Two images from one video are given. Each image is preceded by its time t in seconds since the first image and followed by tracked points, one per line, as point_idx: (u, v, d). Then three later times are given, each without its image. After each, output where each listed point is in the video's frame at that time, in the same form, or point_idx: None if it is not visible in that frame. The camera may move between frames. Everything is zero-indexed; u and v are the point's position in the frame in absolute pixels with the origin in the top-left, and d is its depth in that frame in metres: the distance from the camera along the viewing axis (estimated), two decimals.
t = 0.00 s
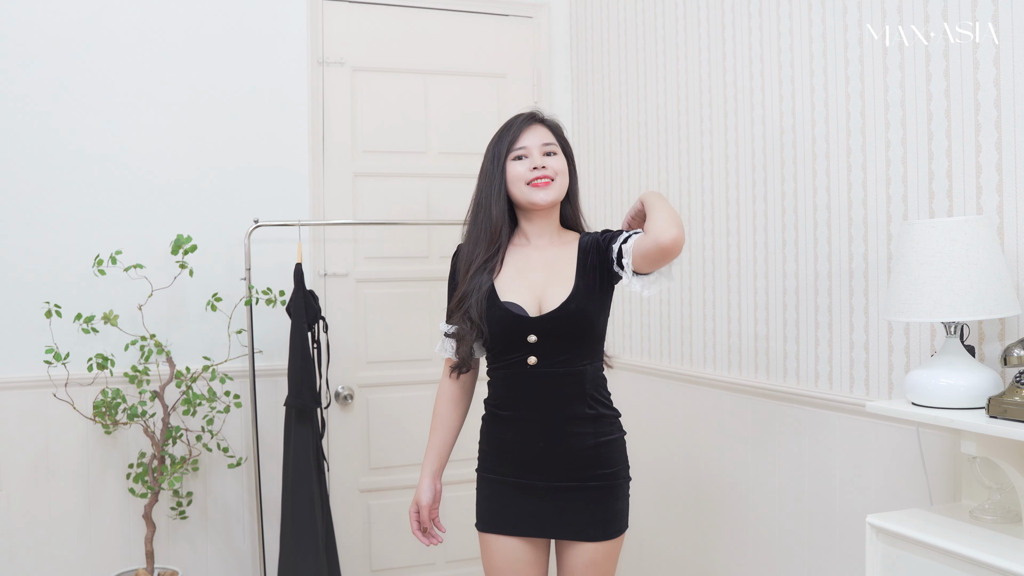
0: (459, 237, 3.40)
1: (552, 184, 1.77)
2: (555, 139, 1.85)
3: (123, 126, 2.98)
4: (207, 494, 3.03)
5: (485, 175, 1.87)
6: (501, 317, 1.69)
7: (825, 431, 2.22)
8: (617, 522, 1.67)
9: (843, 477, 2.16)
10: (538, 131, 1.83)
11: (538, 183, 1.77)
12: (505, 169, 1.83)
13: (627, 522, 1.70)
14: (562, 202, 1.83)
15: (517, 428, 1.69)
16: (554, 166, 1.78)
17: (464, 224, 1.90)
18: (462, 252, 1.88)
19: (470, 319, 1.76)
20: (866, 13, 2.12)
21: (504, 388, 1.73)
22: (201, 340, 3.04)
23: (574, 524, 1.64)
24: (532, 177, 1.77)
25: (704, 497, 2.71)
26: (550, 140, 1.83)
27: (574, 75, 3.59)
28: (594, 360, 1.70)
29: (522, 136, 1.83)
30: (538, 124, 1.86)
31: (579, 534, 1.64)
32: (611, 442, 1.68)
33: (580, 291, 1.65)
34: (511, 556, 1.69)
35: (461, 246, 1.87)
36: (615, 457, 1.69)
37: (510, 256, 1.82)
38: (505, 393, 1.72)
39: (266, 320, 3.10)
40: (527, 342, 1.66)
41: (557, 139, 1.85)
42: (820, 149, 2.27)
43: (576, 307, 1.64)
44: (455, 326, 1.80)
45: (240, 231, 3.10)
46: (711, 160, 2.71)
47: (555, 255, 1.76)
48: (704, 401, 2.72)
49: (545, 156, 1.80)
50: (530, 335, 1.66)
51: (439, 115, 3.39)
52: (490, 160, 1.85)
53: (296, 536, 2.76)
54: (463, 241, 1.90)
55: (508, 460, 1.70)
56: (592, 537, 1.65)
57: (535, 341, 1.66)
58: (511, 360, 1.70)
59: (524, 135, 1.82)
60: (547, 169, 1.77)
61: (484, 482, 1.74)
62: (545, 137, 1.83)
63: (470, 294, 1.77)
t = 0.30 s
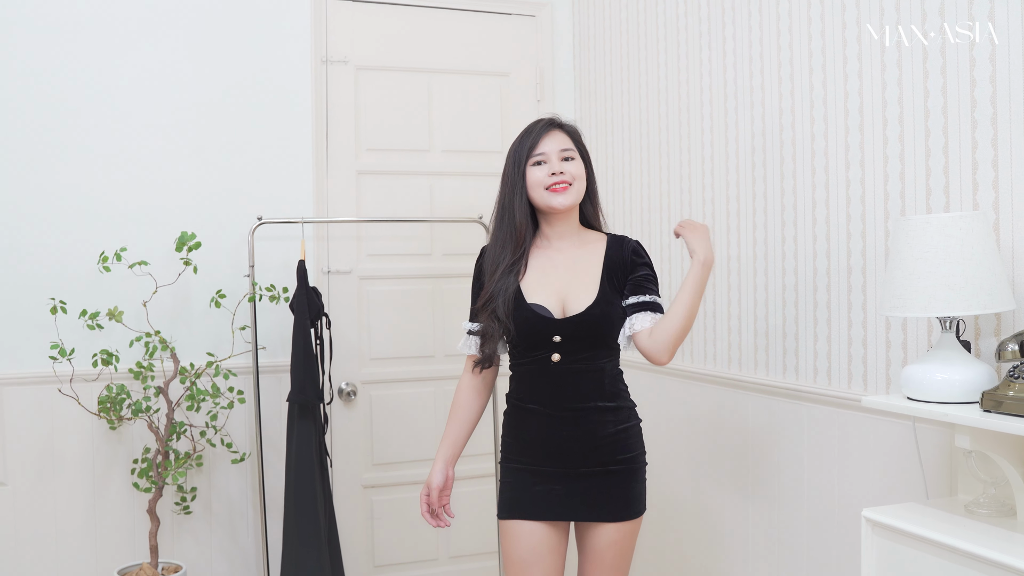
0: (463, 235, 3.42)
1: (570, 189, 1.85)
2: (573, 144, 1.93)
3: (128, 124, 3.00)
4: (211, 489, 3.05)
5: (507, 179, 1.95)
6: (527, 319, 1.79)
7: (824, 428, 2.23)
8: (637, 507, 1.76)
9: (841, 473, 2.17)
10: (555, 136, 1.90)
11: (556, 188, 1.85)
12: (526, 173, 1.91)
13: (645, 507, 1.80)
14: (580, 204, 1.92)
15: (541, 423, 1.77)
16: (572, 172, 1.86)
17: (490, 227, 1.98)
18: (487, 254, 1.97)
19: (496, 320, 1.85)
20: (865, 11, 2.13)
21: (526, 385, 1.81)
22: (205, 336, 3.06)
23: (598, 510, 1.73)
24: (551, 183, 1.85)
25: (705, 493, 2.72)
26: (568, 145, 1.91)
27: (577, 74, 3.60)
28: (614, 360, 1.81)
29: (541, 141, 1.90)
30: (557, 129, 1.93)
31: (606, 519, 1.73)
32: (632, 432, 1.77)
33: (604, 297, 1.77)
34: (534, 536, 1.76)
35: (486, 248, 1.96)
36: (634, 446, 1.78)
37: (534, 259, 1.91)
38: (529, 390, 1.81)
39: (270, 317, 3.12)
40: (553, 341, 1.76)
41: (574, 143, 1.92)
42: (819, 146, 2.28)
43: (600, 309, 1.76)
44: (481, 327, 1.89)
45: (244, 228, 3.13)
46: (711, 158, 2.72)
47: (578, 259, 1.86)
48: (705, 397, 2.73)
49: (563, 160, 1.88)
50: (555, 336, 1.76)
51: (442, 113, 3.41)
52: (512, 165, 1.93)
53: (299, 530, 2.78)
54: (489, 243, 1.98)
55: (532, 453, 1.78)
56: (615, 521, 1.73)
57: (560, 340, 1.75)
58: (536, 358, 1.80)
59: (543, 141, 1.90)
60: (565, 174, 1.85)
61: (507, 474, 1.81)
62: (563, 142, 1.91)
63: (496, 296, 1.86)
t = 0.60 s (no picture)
0: (459, 229, 3.43)
1: (579, 181, 2.01)
2: (580, 137, 2.07)
3: (125, 118, 3.01)
4: (208, 481, 3.07)
5: (519, 172, 2.10)
6: (539, 305, 1.94)
7: (816, 418, 2.24)
8: (640, 479, 1.92)
9: (833, 462, 2.17)
10: (564, 130, 2.05)
11: (564, 182, 2.00)
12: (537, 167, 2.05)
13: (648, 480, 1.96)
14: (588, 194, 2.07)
15: (550, 402, 1.92)
16: (580, 165, 2.01)
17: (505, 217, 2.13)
18: (500, 243, 2.12)
19: (511, 305, 2.00)
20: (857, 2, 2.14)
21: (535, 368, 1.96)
22: (202, 328, 3.08)
23: (605, 482, 1.89)
24: (559, 176, 2.00)
25: (699, 484, 2.73)
26: (575, 140, 2.05)
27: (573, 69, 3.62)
28: (620, 345, 1.97)
29: (550, 135, 2.05)
30: (565, 123, 2.08)
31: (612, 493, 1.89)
32: (634, 410, 1.93)
33: (611, 284, 1.93)
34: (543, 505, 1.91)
35: (499, 238, 2.11)
36: (637, 425, 1.94)
37: (546, 247, 2.06)
38: (539, 372, 1.96)
39: (267, 310, 3.13)
40: (561, 325, 1.91)
41: (581, 135, 2.07)
42: (812, 138, 2.29)
43: (606, 296, 1.92)
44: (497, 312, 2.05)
45: (241, 221, 3.14)
46: (705, 151, 2.74)
47: (588, 247, 2.01)
48: (699, 389, 2.74)
49: (571, 154, 2.03)
50: (564, 320, 1.91)
51: (438, 108, 3.42)
52: (523, 159, 2.07)
53: (294, 521, 2.79)
54: (502, 232, 2.13)
55: (542, 431, 1.93)
56: (621, 492, 1.89)
57: (569, 325, 1.91)
58: (546, 342, 1.95)
59: (551, 135, 2.04)
60: (572, 167, 2.00)
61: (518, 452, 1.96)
62: (570, 137, 2.05)
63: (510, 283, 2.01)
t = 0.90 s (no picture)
0: (454, 222, 3.45)
1: (577, 171, 2.18)
2: (582, 131, 2.23)
3: (122, 111, 3.03)
4: (204, 471, 3.09)
5: (523, 165, 2.28)
6: (538, 286, 2.10)
7: (807, 407, 2.26)
8: (634, 462, 2.07)
9: (823, 451, 2.19)
10: (564, 124, 2.22)
11: (563, 172, 2.17)
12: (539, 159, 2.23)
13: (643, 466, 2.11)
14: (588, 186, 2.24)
15: (550, 380, 2.08)
16: (579, 156, 2.18)
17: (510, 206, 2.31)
18: (505, 231, 2.29)
19: (511, 288, 2.17)
20: None
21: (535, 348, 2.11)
22: (199, 320, 3.10)
23: (601, 462, 2.03)
24: (559, 167, 2.18)
25: (692, 474, 2.75)
26: (576, 133, 2.22)
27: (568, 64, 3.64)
28: (616, 330, 2.12)
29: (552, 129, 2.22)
30: (566, 118, 2.25)
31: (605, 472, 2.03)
32: (630, 395, 2.09)
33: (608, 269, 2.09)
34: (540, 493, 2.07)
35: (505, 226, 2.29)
36: (631, 408, 2.08)
37: (547, 235, 2.24)
38: (539, 351, 2.11)
39: (263, 302, 3.15)
40: (561, 307, 2.07)
41: (581, 129, 2.24)
42: (802, 130, 2.31)
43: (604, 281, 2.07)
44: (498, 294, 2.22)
45: (237, 214, 3.16)
46: (698, 143, 2.76)
47: (587, 235, 2.18)
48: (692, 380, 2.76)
49: (571, 146, 2.20)
50: (563, 302, 2.07)
51: (434, 102, 3.44)
52: (528, 153, 2.26)
53: (290, 513, 2.81)
54: (508, 221, 2.31)
55: (542, 409, 2.08)
56: (616, 474, 2.04)
57: (568, 307, 2.06)
58: (546, 323, 2.10)
59: (553, 129, 2.21)
60: (571, 159, 2.17)
61: (521, 432, 2.11)
62: (571, 130, 2.22)
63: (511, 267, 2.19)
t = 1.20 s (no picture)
0: (449, 217, 3.47)
1: (574, 170, 2.38)
2: (579, 130, 2.42)
3: (118, 106, 3.05)
4: (200, 464, 3.11)
5: (524, 160, 2.46)
6: (531, 275, 2.31)
7: (796, 397, 2.28)
8: (621, 443, 2.25)
9: (812, 440, 2.21)
10: (565, 124, 2.41)
11: (562, 170, 2.37)
12: (539, 156, 2.42)
13: (632, 448, 2.29)
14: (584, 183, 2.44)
15: (540, 364, 2.29)
16: (576, 157, 2.38)
17: (510, 197, 2.50)
18: (505, 222, 2.49)
19: (507, 275, 2.38)
20: None
21: (528, 334, 2.32)
22: (194, 313, 3.12)
23: (586, 441, 2.23)
24: (558, 165, 2.37)
25: (684, 466, 2.78)
26: (574, 133, 2.40)
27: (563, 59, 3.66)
28: (605, 318, 2.31)
29: (552, 129, 2.41)
30: (566, 118, 2.43)
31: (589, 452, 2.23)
32: (617, 379, 2.28)
33: (596, 261, 2.28)
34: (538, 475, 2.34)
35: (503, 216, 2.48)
36: (617, 392, 2.27)
37: (543, 228, 2.44)
38: (530, 337, 2.32)
39: (258, 295, 3.17)
40: (549, 296, 2.27)
41: (580, 130, 2.42)
42: (792, 122, 2.33)
43: (592, 272, 2.26)
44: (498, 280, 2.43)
45: (232, 208, 3.18)
46: (689, 137, 2.78)
47: (581, 229, 2.38)
48: (685, 372, 2.78)
49: (569, 146, 2.39)
50: (552, 291, 2.27)
51: (429, 97, 3.46)
52: (528, 149, 2.45)
53: (285, 504, 2.84)
54: (508, 211, 2.50)
55: (534, 390, 2.30)
56: (602, 454, 2.23)
57: (555, 295, 2.27)
58: (537, 310, 2.32)
59: (554, 129, 2.40)
60: (569, 158, 2.37)
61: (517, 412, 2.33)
62: (569, 130, 2.40)
63: (509, 256, 2.40)
